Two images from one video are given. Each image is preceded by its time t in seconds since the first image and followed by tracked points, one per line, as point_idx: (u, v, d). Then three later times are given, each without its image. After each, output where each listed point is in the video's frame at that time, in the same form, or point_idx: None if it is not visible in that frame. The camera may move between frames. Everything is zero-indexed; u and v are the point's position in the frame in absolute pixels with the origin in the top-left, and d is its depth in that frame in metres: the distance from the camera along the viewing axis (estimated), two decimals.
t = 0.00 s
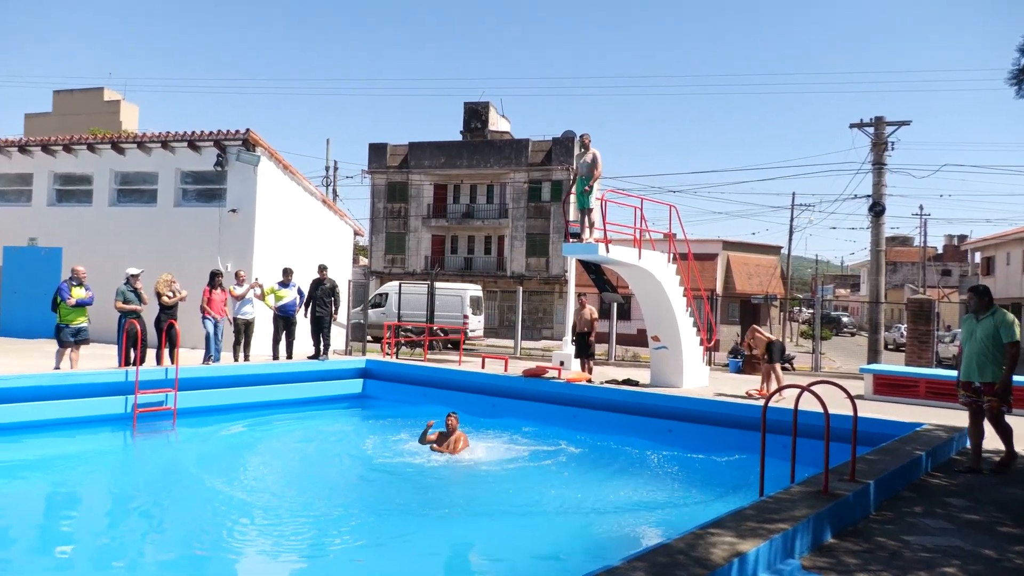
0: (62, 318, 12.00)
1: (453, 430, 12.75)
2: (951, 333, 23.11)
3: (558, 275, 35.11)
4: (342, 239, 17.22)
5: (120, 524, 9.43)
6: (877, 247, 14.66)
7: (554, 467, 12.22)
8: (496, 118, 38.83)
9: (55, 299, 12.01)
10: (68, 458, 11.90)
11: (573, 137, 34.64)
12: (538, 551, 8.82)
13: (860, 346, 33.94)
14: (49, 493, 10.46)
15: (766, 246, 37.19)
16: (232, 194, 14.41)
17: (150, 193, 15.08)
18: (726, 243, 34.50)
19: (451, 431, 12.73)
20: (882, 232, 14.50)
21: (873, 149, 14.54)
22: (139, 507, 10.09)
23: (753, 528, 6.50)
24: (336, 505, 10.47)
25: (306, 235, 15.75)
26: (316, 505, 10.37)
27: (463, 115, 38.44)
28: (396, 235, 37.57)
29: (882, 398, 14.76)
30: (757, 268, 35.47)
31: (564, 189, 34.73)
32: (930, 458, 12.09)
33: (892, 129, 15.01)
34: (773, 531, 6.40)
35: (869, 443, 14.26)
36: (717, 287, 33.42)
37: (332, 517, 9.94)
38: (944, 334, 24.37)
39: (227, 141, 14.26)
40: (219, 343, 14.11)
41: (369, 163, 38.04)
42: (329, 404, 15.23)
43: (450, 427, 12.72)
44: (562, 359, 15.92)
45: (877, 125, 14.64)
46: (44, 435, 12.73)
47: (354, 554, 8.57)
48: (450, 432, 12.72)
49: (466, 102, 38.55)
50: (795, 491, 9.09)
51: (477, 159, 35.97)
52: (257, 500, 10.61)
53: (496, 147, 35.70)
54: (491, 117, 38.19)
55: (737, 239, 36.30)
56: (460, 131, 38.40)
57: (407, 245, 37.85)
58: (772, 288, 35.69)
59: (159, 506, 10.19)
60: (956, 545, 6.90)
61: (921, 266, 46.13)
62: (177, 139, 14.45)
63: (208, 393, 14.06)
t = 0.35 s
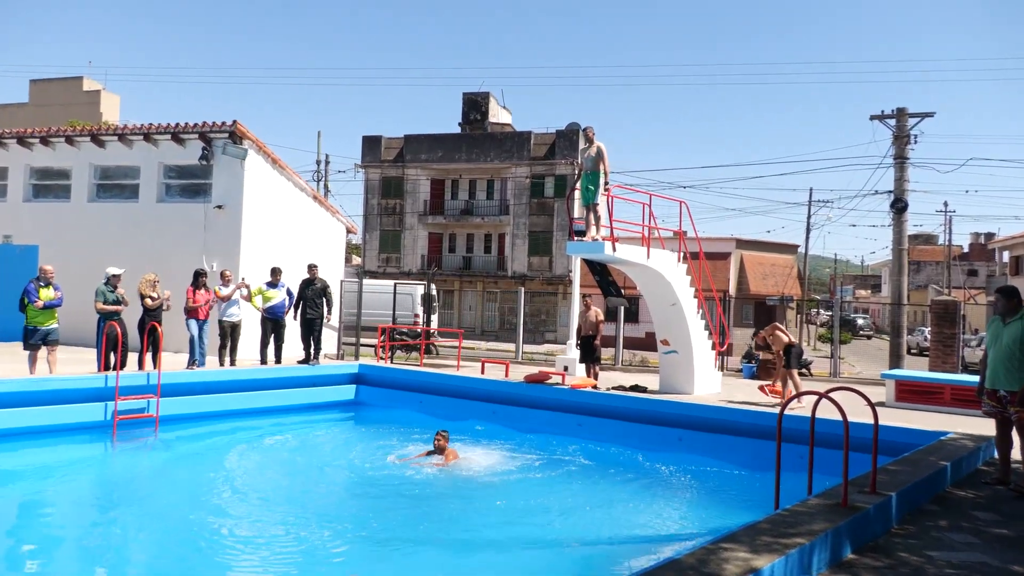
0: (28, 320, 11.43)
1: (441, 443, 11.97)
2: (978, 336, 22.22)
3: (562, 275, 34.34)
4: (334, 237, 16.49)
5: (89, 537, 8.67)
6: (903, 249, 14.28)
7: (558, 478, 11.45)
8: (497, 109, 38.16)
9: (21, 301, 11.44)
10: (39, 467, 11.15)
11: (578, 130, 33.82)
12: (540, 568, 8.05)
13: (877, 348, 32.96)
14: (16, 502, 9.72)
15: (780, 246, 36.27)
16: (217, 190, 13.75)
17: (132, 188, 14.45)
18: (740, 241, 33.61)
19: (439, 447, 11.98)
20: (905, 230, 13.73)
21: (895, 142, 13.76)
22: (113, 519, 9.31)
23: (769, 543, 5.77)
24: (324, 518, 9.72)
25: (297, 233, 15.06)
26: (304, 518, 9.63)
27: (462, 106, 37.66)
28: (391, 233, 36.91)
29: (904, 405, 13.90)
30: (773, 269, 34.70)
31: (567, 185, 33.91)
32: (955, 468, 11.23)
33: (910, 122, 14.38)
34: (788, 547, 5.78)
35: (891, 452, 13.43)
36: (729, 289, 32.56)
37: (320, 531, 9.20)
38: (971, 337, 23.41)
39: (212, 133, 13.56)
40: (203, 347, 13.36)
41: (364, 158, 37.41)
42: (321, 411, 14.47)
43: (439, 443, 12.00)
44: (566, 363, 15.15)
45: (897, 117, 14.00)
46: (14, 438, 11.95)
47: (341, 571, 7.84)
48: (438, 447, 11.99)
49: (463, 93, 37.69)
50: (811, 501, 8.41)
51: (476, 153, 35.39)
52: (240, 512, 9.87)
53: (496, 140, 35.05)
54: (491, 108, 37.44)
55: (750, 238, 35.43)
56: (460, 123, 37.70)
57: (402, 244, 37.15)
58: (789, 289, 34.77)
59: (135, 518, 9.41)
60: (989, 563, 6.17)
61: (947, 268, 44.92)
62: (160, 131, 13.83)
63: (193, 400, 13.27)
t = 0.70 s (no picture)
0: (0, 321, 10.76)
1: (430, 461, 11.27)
2: (1003, 340, 21.37)
3: (565, 275, 33.60)
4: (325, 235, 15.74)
5: (53, 548, 8.00)
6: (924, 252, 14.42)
7: (560, 490, 10.76)
8: (496, 100, 37.43)
9: None
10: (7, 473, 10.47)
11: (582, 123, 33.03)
12: None
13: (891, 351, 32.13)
14: None
15: (792, 246, 35.49)
16: (202, 185, 13.22)
17: (112, 182, 13.87)
18: (752, 240, 32.76)
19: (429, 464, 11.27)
20: (927, 228, 13.04)
21: (916, 136, 13.08)
22: (82, 533, 8.56)
23: (782, 561, 5.15)
24: (310, 531, 9.04)
25: (282, 228, 14.29)
26: (288, 531, 8.95)
27: (461, 98, 36.97)
28: (384, 229, 36.21)
29: (925, 414, 13.13)
30: (786, 269, 33.82)
31: (571, 180, 33.16)
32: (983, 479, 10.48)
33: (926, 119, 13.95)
34: (804, 563, 5.27)
35: (911, 463, 12.69)
36: (741, 290, 31.71)
37: (304, 545, 8.52)
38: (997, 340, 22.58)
39: (197, 125, 13.00)
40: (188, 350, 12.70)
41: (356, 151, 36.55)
42: (312, 418, 13.78)
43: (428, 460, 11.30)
44: (570, 369, 14.46)
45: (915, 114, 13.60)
46: None
47: None
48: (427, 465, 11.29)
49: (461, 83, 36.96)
50: (827, 513, 7.77)
51: (474, 147, 34.56)
52: (220, 523, 9.19)
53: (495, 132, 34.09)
54: (490, 99, 36.74)
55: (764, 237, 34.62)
56: (459, 115, 37.01)
57: (397, 242, 36.40)
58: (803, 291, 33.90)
59: (107, 531, 8.66)
60: None
61: (973, 268, 43.86)
62: (142, 123, 13.28)
63: (175, 406, 12.59)
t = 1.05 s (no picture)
0: None
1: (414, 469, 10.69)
2: None
3: (568, 276, 32.87)
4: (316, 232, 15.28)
5: (17, 564, 7.35)
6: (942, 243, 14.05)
7: (565, 502, 10.12)
8: (497, 92, 36.78)
9: None
10: None
11: (585, 116, 32.27)
12: None
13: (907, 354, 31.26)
14: None
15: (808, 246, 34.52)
16: (187, 179, 12.78)
17: (92, 176, 13.37)
18: (764, 240, 31.94)
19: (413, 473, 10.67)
20: (949, 227, 12.40)
21: (938, 130, 12.47)
22: (48, 548, 7.90)
23: None
24: (296, 545, 8.39)
25: (276, 225, 14.01)
26: (274, 545, 8.31)
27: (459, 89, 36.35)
28: (379, 227, 35.60)
29: (947, 422, 12.41)
30: (803, 270, 32.63)
31: (574, 175, 32.47)
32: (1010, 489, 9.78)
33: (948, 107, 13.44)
34: None
35: (932, 474, 11.99)
36: (753, 292, 30.90)
37: (290, 560, 7.87)
38: None
39: (181, 117, 12.58)
40: (171, 353, 12.11)
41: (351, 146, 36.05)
42: (301, 425, 13.13)
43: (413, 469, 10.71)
44: (573, 375, 13.82)
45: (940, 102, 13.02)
46: None
47: None
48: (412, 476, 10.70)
49: (461, 74, 36.33)
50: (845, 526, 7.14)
51: (472, 140, 33.86)
52: (203, 536, 8.55)
53: (495, 126, 33.50)
54: (490, 91, 36.08)
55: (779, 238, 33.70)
56: (458, 107, 36.40)
57: (392, 240, 35.76)
58: (819, 291, 32.67)
59: (75, 546, 7.99)
60: None
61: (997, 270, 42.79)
62: (123, 114, 12.78)
63: (159, 413, 11.92)
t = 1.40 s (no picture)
0: None
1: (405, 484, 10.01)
2: None
3: (572, 276, 32.23)
4: (307, 230, 15.03)
5: None
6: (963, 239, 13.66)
7: (568, 515, 9.53)
8: (497, 82, 36.27)
9: None
10: None
11: (589, 108, 31.73)
12: None
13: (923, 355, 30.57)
14: None
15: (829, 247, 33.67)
16: (171, 175, 12.60)
17: (72, 172, 13.20)
18: (782, 239, 31.14)
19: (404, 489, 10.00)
20: (971, 225, 11.82)
21: (961, 122, 11.94)
22: (15, 567, 7.28)
23: None
24: (280, 561, 7.80)
25: (266, 223, 13.84)
26: (256, 561, 7.71)
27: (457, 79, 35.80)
28: (372, 225, 34.94)
29: (969, 430, 11.77)
30: (818, 271, 31.78)
31: (577, 169, 31.90)
32: None
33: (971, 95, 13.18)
34: None
35: (954, 484, 11.37)
36: (769, 293, 30.24)
37: None
38: None
39: (165, 109, 12.41)
40: (154, 356, 11.56)
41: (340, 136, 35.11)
42: (293, 433, 12.55)
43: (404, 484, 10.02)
44: (576, 380, 13.24)
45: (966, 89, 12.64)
46: None
47: None
48: (403, 490, 10.01)
49: (460, 65, 35.80)
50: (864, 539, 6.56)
51: (471, 133, 33.25)
52: (180, 552, 7.96)
53: (496, 119, 32.85)
54: (489, 82, 35.55)
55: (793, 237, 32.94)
56: (456, 99, 35.86)
57: (386, 239, 35.06)
58: (834, 291, 31.76)
59: (45, 565, 7.38)
60: None
61: None
62: (104, 106, 12.58)
63: (143, 422, 11.34)
